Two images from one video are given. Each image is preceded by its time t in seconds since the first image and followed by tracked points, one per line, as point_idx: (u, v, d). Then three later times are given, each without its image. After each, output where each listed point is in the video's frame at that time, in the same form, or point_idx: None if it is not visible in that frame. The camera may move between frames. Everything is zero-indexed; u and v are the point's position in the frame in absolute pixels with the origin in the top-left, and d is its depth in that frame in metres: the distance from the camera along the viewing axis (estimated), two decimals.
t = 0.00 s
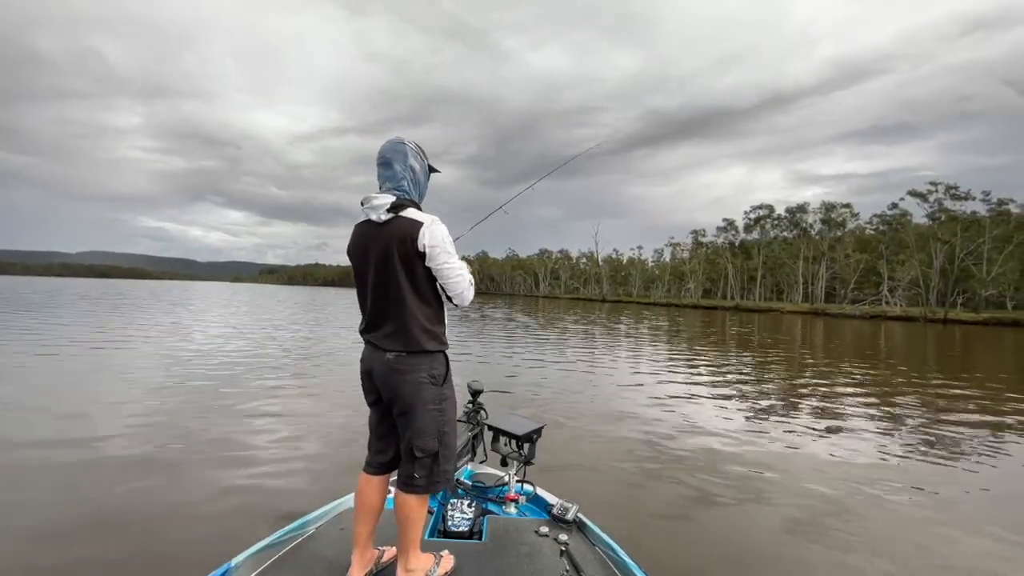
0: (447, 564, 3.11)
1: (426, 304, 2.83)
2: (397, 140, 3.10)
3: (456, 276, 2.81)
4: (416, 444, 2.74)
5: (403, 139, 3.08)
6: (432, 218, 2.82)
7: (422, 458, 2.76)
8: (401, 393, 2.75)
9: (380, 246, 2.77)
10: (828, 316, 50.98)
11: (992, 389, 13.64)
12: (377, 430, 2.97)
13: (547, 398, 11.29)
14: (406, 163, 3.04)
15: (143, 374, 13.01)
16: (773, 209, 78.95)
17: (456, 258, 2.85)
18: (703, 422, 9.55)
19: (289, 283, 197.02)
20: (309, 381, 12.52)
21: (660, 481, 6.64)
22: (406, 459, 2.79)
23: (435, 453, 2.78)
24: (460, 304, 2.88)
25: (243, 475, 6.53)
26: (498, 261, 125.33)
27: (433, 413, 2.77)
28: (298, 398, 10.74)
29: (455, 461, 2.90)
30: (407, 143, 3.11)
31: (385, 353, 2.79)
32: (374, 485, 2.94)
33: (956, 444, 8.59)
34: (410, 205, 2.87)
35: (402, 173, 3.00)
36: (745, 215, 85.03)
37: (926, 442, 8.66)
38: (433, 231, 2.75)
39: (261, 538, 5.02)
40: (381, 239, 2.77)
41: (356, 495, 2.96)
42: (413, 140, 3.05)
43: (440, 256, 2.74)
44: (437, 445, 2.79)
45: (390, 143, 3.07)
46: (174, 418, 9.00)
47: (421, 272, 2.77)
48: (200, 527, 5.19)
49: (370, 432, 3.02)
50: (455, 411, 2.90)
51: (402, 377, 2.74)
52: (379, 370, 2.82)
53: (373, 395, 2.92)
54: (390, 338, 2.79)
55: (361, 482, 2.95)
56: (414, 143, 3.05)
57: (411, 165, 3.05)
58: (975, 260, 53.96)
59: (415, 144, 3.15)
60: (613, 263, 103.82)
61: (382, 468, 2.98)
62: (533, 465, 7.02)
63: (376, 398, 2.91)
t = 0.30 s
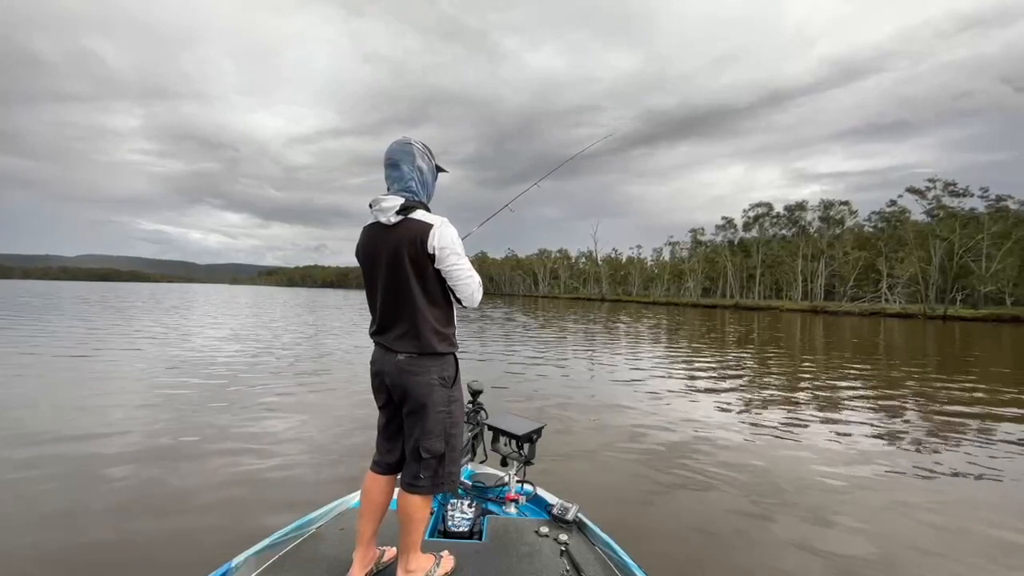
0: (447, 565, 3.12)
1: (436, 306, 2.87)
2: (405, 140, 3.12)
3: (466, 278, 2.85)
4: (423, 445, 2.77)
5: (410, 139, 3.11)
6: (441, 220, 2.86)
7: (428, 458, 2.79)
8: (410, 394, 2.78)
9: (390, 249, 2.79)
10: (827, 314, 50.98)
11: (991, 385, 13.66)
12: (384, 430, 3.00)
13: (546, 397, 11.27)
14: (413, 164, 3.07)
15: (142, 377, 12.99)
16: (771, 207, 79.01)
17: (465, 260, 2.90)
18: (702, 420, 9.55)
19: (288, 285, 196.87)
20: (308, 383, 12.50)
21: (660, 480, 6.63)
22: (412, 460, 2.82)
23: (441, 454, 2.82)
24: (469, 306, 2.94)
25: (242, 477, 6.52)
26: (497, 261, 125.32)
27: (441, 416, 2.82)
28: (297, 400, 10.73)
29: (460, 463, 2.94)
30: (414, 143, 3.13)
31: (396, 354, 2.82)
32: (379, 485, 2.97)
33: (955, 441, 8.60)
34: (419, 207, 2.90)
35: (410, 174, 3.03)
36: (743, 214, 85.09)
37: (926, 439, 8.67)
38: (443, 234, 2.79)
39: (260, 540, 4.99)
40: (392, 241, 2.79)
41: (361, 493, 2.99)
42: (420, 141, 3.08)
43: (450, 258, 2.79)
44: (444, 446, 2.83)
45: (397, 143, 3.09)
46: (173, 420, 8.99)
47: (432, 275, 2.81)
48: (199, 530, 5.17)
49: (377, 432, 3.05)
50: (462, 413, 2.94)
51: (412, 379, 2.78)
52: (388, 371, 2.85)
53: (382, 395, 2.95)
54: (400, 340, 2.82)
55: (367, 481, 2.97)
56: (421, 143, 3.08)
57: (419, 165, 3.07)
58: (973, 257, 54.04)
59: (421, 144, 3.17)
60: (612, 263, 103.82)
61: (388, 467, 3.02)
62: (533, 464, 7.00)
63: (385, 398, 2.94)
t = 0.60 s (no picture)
0: (448, 565, 3.12)
1: (444, 307, 2.87)
2: (413, 140, 3.13)
3: (474, 279, 2.85)
4: (428, 446, 2.77)
5: (419, 139, 3.12)
6: (450, 222, 2.86)
7: (432, 460, 2.79)
8: (416, 395, 2.79)
9: (399, 249, 2.78)
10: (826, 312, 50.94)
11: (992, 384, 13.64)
12: (390, 430, 3.01)
13: (546, 397, 11.27)
14: (422, 164, 3.08)
15: (141, 377, 12.96)
16: (770, 206, 79.03)
17: (474, 262, 2.90)
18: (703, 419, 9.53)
19: (288, 286, 196.92)
20: (307, 384, 12.46)
21: (660, 479, 6.61)
22: (416, 460, 2.83)
23: (445, 455, 2.82)
24: (480, 306, 2.94)
25: (241, 477, 6.48)
26: (496, 261, 125.40)
27: (447, 417, 2.82)
28: (297, 401, 10.70)
29: (465, 465, 2.94)
30: (422, 144, 3.15)
31: (403, 355, 2.82)
32: (385, 484, 2.99)
33: (955, 439, 8.59)
34: (428, 208, 2.90)
35: (418, 175, 3.05)
36: (742, 213, 85.11)
37: (925, 437, 8.67)
38: (452, 236, 2.79)
39: (260, 541, 4.98)
40: (400, 242, 2.79)
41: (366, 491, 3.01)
42: (428, 141, 3.09)
43: (459, 260, 2.79)
44: (448, 448, 2.83)
45: (405, 144, 3.10)
46: (172, 421, 8.96)
47: (440, 276, 2.81)
48: (197, 531, 5.13)
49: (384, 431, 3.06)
50: (468, 415, 2.94)
51: (419, 380, 2.78)
52: (395, 372, 2.85)
53: (389, 396, 2.96)
54: (408, 341, 2.83)
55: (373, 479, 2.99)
56: (429, 144, 3.09)
57: (427, 166, 3.09)
58: (973, 256, 54.03)
59: (430, 145, 3.18)
60: (611, 263, 103.74)
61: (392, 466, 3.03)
62: (533, 464, 6.99)
63: (392, 399, 2.95)
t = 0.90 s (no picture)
0: (449, 565, 3.12)
1: (450, 308, 2.87)
2: (419, 141, 3.14)
3: (480, 280, 2.85)
4: (432, 446, 2.78)
5: (425, 140, 3.13)
6: (456, 222, 2.85)
7: (437, 460, 2.80)
8: (422, 396, 2.79)
9: (405, 249, 2.79)
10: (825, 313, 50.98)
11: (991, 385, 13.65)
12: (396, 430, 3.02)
13: (547, 397, 11.27)
14: (428, 165, 3.09)
15: (140, 377, 12.95)
16: (770, 206, 79.07)
17: (479, 263, 2.90)
18: (703, 420, 9.53)
19: (287, 285, 196.80)
20: (307, 383, 12.44)
21: (660, 479, 6.61)
22: (421, 460, 2.83)
23: (450, 456, 2.82)
24: (485, 307, 2.94)
25: (240, 476, 6.48)
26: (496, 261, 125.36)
27: (452, 418, 2.82)
28: (296, 400, 10.70)
29: (469, 466, 2.94)
30: (428, 144, 3.15)
31: (409, 356, 2.83)
32: (389, 483, 3.00)
33: (955, 440, 8.60)
34: (433, 209, 2.90)
35: (423, 176, 3.05)
36: (742, 214, 85.14)
37: (925, 437, 8.68)
38: (458, 237, 2.79)
39: (259, 540, 4.97)
40: (406, 243, 2.79)
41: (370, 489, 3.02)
42: (434, 142, 3.10)
43: (464, 261, 2.79)
44: (453, 448, 2.84)
45: (411, 144, 3.11)
46: (172, 420, 8.95)
47: (446, 277, 2.82)
48: (196, 529, 5.13)
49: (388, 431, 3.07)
50: (473, 416, 2.95)
51: (425, 381, 2.78)
52: (401, 372, 2.86)
53: (394, 396, 2.97)
54: (413, 341, 2.83)
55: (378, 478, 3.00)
56: (436, 145, 3.10)
57: (433, 167, 3.09)
58: (972, 257, 54.04)
59: (436, 145, 3.19)
60: (611, 263, 103.74)
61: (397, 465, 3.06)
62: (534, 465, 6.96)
63: (397, 398, 2.96)
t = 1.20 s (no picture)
0: (449, 564, 3.12)
1: (452, 308, 2.87)
2: (422, 141, 3.13)
3: (482, 282, 2.85)
4: (433, 447, 2.78)
5: (429, 140, 3.12)
6: (459, 223, 2.85)
7: (437, 460, 2.80)
8: (423, 396, 2.79)
9: (408, 250, 2.78)
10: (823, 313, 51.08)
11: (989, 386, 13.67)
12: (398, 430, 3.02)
13: (546, 397, 11.26)
14: (431, 165, 3.09)
15: (138, 376, 12.92)
16: (768, 207, 79.18)
17: (482, 264, 2.89)
18: (702, 420, 9.54)
19: (286, 285, 196.60)
20: (306, 383, 12.44)
21: (659, 479, 6.60)
22: (421, 460, 2.83)
23: (451, 456, 2.82)
24: (486, 308, 2.94)
25: (239, 477, 6.47)
26: (495, 260, 125.32)
27: (453, 419, 2.82)
28: (296, 400, 10.69)
29: (469, 466, 2.94)
30: (432, 144, 3.15)
31: (411, 356, 2.83)
32: (390, 482, 3.00)
33: (952, 440, 8.61)
34: (436, 209, 2.89)
35: (427, 176, 3.05)
36: (740, 214, 85.26)
37: (923, 438, 8.71)
38: (460, 238, 2.79)
39: (261, 539, 4.98)
40: (410, 244, 2.78)
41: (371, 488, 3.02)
42: (438, 142, 3.10)
43: (467, 262, 2.79)
44: (453, 448, 2.84)
45: (415, 144, 3.11)
46: (171, 420, 8.94)
47: (448, 278, 2.81)
48: (196, 529, 5.12)
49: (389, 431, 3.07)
50: (474, 416, 2.94)
51: (426, 381, 2.78)
52: (402, 372, 2.86)
53: (396, 396, 2.97)
54: (416, 341, 2.83)
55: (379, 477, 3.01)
56: (439, 145, 3.10)
57: (436, 167, 3.09)
58: (970, 258, 54.16)
59: (439, 145, 3.19)
60: (609, 263, 103.85)
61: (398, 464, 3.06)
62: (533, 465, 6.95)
63: (400, 398, 2.95)
